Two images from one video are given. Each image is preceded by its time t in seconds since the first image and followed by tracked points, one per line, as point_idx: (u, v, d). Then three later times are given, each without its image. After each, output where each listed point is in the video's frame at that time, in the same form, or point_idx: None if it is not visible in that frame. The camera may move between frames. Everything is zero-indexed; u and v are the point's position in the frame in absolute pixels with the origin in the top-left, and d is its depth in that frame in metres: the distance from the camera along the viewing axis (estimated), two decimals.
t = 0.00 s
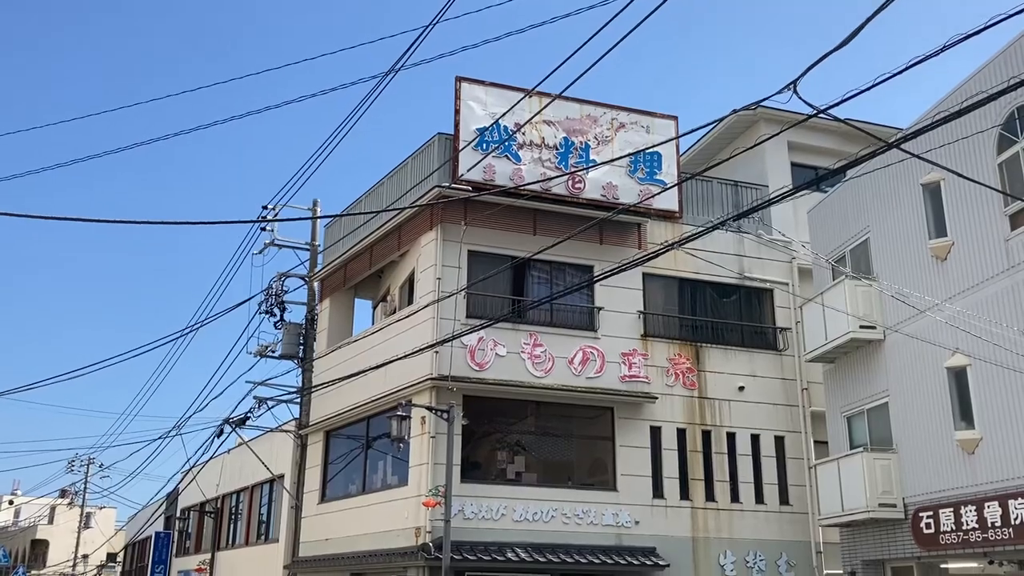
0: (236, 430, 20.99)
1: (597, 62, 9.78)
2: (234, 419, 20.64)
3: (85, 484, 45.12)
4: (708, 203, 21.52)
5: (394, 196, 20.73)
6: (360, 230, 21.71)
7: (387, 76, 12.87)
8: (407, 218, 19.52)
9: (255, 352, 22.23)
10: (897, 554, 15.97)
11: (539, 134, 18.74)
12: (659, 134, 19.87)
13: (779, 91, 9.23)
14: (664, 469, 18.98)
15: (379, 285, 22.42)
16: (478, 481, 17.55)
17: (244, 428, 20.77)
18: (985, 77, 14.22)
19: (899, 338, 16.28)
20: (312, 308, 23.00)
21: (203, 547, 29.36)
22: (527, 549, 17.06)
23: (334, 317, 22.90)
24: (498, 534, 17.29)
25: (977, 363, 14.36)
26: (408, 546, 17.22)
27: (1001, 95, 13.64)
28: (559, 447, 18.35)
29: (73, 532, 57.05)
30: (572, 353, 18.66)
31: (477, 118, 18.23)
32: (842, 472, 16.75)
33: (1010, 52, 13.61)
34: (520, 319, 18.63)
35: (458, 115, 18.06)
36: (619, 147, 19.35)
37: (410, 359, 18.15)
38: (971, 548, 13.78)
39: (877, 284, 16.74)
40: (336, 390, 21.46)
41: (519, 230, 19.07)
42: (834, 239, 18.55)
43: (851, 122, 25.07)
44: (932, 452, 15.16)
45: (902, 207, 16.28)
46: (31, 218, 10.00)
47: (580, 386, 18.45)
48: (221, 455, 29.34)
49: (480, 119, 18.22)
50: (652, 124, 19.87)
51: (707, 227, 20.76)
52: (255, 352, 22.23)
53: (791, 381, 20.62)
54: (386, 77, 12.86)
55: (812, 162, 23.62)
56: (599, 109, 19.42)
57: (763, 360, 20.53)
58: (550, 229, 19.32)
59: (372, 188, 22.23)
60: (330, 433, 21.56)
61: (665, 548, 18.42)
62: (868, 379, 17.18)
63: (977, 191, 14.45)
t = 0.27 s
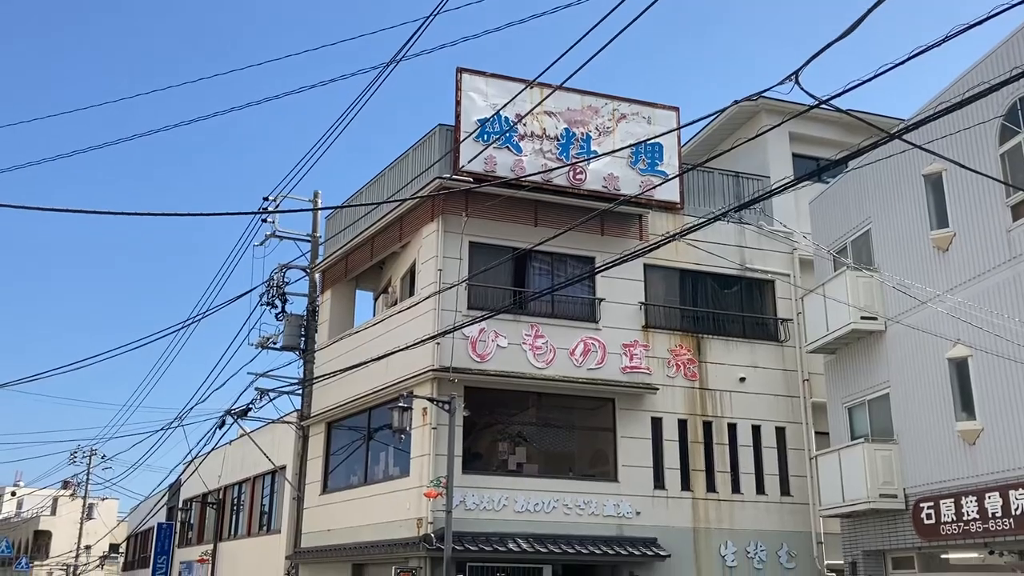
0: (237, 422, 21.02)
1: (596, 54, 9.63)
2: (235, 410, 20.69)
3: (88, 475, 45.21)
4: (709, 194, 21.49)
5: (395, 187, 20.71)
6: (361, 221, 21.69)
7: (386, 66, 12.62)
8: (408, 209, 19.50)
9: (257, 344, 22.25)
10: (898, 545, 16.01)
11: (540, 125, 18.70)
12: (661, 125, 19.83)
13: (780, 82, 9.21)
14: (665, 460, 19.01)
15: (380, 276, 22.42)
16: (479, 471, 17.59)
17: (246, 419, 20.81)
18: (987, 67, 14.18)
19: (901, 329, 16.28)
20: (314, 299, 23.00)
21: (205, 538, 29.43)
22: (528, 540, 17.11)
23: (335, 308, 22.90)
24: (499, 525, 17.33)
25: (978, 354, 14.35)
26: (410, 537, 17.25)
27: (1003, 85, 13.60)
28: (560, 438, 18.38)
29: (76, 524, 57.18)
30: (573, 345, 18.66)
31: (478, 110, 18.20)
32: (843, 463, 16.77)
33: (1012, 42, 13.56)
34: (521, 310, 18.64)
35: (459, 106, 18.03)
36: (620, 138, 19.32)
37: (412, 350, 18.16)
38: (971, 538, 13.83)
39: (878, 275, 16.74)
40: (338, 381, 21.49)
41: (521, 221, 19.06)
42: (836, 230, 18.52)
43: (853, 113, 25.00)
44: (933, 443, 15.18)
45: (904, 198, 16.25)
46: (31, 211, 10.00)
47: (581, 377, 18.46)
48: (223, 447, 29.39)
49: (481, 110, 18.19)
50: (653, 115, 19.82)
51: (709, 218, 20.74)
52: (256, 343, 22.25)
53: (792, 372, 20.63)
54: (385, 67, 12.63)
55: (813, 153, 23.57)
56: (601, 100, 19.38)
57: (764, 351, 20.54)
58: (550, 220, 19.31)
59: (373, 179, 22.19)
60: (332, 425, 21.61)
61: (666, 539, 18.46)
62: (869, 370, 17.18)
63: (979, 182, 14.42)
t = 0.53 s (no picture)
0: (240, 410, 21.08)
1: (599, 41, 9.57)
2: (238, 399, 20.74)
3: (91, 463, 45.28)
4: (711, 182, 21.45)
5: (396, 176, 20.67)
6: (363, 210, 21.67)
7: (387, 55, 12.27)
8: (410, 197, 19.47)
9: (259, 332, 22.28)
10: (899, 532, 16.07)
11: (542, 113, 18.65)
12: (663, 113, 19.78)
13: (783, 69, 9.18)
14: (667, 448, 19.04)
15: (382, 265, 22.41)
16: (481, 459, 17.64)
17: (249, 407, 20.87)
18: (990, 54, 14.12)
19: (902, 317, 16.27)
20: (316, 288, 23.01)
21: (208, 526, 29.54)
22: (530, 528, 17.17)
23: (337, 297, 22.89)
24: (502, 513, 17.39)
25: (980, 342, 14.34)
26: (413, 525, 17.31)
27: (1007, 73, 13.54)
28: (562, 426, 18.41)
29: (80, 512, 57.36)
30: (576, 333, 18.67)
31: (480, 97, 18.15)
32: (845, 450, 16.79)
33: (1015, 29, 13.49)
34: (524, 298, 18.64)
35: (461, 94, 17.98)
36: (622, 126, 19.27)
37: (414, 339, 18.18)
38: (972, 525, 13.88)
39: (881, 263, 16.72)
40: (341, 369, 21.52)
41: (522, 209, 19.04)
42: (838, 218, 18.49)
43: (856, 101, 24.91)
44: (935, 431, 15.20)
45: (906, 186, 16.22)
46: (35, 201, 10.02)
47: (583, 365, 18.48)
48: (225, 435, 29.46)
49: (483, 98, 18.14)
50: (656, 103, 19.77)
51: (711, 206, 20.71)
52: (259, 332, 22.27)
53: (794, 360, 20.63)
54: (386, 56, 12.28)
55: (816, 141, 23.50)
56: (603, 87, 19.32)
57: (766, 339, 20.54)
58: (553, 208, 19.28)
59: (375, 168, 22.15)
60: (334, 413, 21.66)
61: (668, 526, 18.52)
62: (871, 358, 17.18)
63: (982, 170, 14.37)
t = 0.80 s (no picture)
0: (245, 392, 21.15)
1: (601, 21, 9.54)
2: (242, 380, 20.81)
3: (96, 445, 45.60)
4: (715, 163, 21.38)
5: (399, 157, 20.61)
6: (365, 192, 21.63)
7: (389, 37, 12.04)
8: (413, 179, 19.42)
9: (262, 315, 22.31)
10: (901, 512, 16.13)
11: (545, 94, 18.57)
12: (666, 93, 19.68)
13: (787, 49, 9.16)
14: (670, 429, 19.09)
15: (385, 247, 22.41)
16: (485, 440, 17.70)
17: (253, 389, 20.94)
18: (996, 34, 14.02)
19: (906, 298, 16.26)
20: (319, 270, 23.02)
21: (213, 507, 29.72)
22: (533, 508, 17.26)
23: (340, 279, 22.89)
24: (505, 494, 17.47)
25: (984, 323, 14.34)
26: (417, 505, 17.40)
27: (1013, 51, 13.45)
28: (565, 408, 18.45)
29: (86, 493, 57.64)
30: (579, 315, 18.67)
31: (482, 78, 18.09)
32: (848, 431, 16.83)
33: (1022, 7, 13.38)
34: (526, 280, 18.64)
35: (463, 75, 17.91)
36: (625, 107, 19.18)
37: (417, 321, 18.20)
38: (975, 505, 13.93)
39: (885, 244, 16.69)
40: (344, 351, 21.58)
41: (525, 191, 19.00)
42: (842, 199, 18.44)
43: (861, 81, 24.76)
44: (938, 411, 15.22)
45: (910, 166, 16.16)
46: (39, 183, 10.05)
47: (586, 347, 18.49)
48: (230, 417, 29.59)
49: (485, 79, 18.08)
50: (659, 83, 19.67)
51: (714, 187, 20.65)
52: (262, 314, 22.31)
53: (797, 341, 20.64)
54: (388, 37, 12.03)
55: (820, 122, 23.37)
56: (606, 68, 19.22)
57: (769, 320, 20.54)
58: (555, 189, 19.24)
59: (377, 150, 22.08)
60: (338, 395, 21.74)
61: (671, 507, 18.60)
62: (874, 339, 17.18)
63: (987, 150, 14.31)
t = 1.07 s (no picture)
0: (253, 359, 21.31)
1: None
2: (251, 347, 20.96)
3: (107, 412, 46.09)
4: (721, 129, 21.28)
5: (404, 124, 20.55)
6: (371, 159, 21.59)
7: None
8: (418, 146, 19.38)
9: (270, 283, 22.41)
10: (905, 477, 16.25)
11: (551, 60, 18.45)
12: (673, 59, 19.54)
13: (797, 13, 9.29)
14: (675, 395, 19.20)
15: (391, 215, 22.42)
16: (491, 406, 17.84)
17: (261, 356, 21.09)
18: None
19: (912, 264, 16.25)
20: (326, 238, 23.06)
21: (223, 473, 30.07)
22: (540, 473, 17.43)
23: (347, 247, 22.94)
24: (511, 458, 17.64)
25: (990, 288, 14.34)
26: (424, 470, 17.59)
27: None
28: (571, 374, 18.56)
29: (97, 459, 58.21)
30: (584, 282, 18.70)
31: (487, 44, 17.96)
32: (852, 396, 16.92)
33: None
34: (533, 248, 18.67)
35: (469, 41, 17.77)
36: (631, 73, 19.05)
37: (424, 288, 18.26)
38: (978, 469, 14.04)
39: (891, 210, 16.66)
40: (351, 318, 21.69)
41: (531, 158, 18.96)
42: (849, 164, 18.36)
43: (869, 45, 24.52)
44: (943, 376, 15.27)
45: (918, 132, 16.07)
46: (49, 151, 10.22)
47: (592, 314, 18.54)
48: (238, 384, 29.83)
49: (490, 44, 17.94)
50: (665, 49, 19.53)
51: (721, 153, 20.58)
52: (269, 282, 22.41)
53: (803, 307, 20.66)
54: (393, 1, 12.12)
55: (827, 87, 23.20)
56: (612, 33, 19.07)
57: (775, 287, 20.55)
58: (561, 156, 19.20)
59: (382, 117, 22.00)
60: (346, 361, 21.90)
61: (676, 472, 18.76)
62: (880, 305, 17.20)
63: (996, 114, 14.21)
